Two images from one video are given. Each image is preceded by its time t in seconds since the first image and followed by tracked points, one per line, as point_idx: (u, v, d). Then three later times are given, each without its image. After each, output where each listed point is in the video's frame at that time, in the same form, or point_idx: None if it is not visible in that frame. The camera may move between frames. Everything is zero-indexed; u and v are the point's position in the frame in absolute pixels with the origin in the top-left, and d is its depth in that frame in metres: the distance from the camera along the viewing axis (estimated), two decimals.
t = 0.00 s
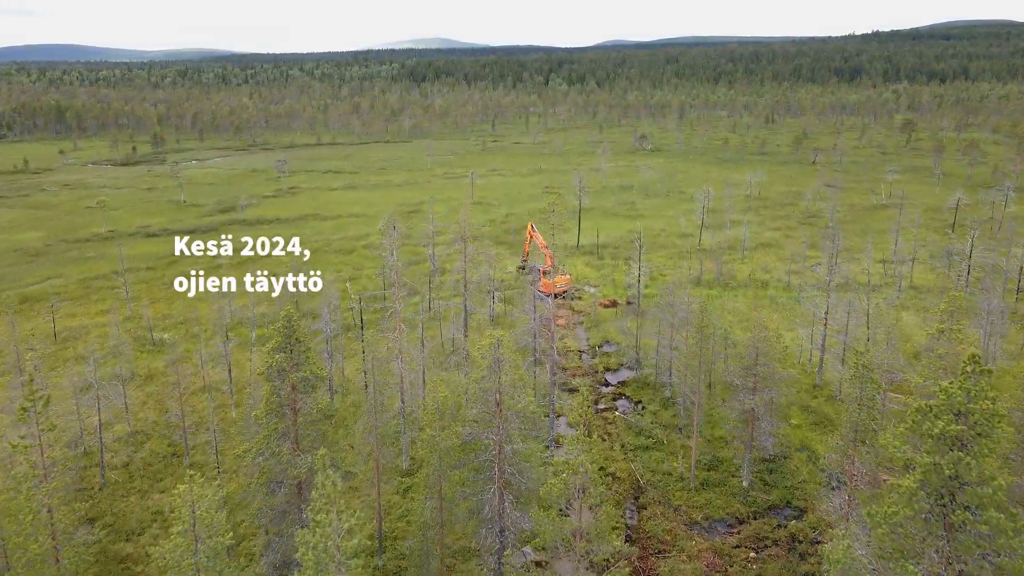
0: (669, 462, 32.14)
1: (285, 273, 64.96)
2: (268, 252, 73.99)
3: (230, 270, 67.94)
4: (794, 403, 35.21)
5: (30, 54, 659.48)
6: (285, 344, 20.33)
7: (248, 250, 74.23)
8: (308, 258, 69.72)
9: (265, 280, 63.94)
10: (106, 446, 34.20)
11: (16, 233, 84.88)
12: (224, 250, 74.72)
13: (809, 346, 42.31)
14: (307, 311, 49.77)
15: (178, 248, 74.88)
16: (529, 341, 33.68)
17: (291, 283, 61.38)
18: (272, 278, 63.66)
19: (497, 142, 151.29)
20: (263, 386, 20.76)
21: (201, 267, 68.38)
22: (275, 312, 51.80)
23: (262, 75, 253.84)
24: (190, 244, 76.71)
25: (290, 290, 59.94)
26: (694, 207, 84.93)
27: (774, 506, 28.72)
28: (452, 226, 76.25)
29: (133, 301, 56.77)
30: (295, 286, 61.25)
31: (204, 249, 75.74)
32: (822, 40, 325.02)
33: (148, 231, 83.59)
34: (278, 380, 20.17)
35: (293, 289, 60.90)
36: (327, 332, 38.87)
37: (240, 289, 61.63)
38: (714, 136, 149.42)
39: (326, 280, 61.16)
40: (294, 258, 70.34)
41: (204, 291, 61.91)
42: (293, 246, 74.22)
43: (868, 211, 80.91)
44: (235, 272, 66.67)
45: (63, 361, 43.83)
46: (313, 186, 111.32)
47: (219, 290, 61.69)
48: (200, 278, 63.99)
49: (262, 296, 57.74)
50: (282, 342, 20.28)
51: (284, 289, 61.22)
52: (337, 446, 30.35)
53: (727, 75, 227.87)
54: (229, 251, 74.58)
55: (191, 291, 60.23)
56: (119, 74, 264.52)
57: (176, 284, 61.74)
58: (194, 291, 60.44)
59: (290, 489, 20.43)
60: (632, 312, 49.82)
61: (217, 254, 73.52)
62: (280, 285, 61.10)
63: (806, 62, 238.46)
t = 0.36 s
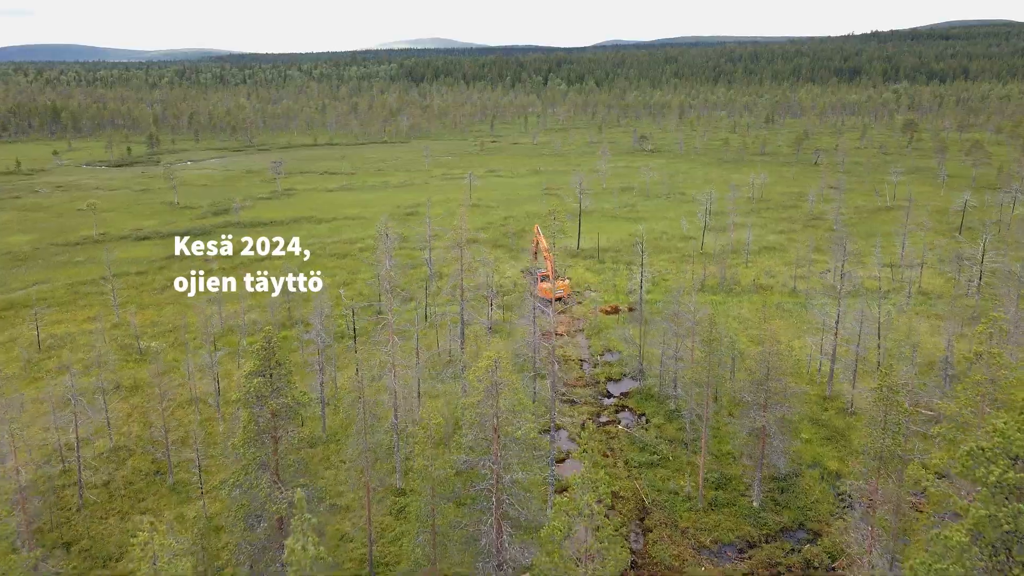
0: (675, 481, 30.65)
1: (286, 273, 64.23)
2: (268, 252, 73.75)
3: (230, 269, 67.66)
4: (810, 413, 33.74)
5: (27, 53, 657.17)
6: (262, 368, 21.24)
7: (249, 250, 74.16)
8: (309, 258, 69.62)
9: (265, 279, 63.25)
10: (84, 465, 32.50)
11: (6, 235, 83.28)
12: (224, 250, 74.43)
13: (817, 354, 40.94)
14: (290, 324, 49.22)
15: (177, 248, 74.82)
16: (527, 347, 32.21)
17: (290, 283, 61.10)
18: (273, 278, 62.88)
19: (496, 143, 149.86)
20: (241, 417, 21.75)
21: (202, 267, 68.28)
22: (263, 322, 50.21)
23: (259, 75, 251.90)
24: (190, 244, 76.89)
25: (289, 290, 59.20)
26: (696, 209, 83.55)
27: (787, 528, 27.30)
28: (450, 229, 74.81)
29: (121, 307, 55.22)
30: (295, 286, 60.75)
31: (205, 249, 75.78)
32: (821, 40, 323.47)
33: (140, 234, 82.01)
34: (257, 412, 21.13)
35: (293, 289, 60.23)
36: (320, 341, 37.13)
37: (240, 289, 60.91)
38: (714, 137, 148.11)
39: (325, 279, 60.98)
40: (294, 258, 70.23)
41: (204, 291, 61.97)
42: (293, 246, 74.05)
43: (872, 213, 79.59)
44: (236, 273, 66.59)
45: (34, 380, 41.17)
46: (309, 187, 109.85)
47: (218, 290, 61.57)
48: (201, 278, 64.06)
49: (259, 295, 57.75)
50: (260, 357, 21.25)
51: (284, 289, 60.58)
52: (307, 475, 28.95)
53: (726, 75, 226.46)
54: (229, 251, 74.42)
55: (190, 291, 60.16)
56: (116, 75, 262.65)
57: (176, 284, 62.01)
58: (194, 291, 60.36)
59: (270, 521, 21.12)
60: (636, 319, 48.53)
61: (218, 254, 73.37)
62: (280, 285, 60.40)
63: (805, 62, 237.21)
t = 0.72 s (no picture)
0: (680, 500, 29.19)
1: (286, 273, 64.31)
2: (268, 252, 73.91)
3: (231, 268, 67.78)
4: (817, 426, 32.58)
5: (25, 53, 655.66)
6: (236, 395, 19.99)
7: (249, 250, 74.41)
8: (309, 258, 69.38)
9: (265, 279, 63.22)
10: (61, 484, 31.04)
11: None
12: (224, 250, 74.52)
13: (826, 363, 39.66)
14: (278, 332, 47.81)
15: (178, 248, 75.04)
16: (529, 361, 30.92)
17: (290, 283, 61.46)
18: (273, 278, 62.88)
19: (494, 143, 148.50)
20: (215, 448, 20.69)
21: (203, 266, 68.40)
22: (251, 329, 48.62)
23: (257, 75, 250.28)
24: (190, 244, 77.04)
25: (290, 291, 59.59)
26: (697, 211, 82.32)
27: (800, 552, 25.93)
28: (447, 233, 73.52)
29: (108, 313, 53.80)
30: (295, 286, 61.14)
31: (205, 249, 75.84)
32: (820, 40, 322.29)
33: (132, 237, 80.57)
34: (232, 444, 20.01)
35: (293, 289, 60.60)
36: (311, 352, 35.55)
37: (239, 289, 61.01)
38: (714, 138, 146.90)
39: (325, 279, 61.33)
40: (294, 258, 70.11)
41: (204, 291, 62.17)
42: (294, 246, 74.09)
43: (877, 215, 78.34)
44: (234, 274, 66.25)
45: (12, 394, 39.53)
46: (306, 189, 108.38)
47: (218, 290, 61.74)
48: (201, 277, 64.34)
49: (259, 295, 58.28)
50: (236, 380, 19.98)
51: (284, 289, 60.92)
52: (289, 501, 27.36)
53: (725, 75, 225.35)
54: (229, 251, 74.61)
55: (190, 291, 60.37)
56: (113, 75, 260.95)
57: (176, 284, 62.26)
58: (194, 292, 60.60)
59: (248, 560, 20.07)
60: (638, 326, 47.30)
61: (218, 254, 73.70)
62: (280, 285, 60.73)
63: (804, 62, 236.07)
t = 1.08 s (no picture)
0: (687, 520, 27.84)
1: (286, 273, 64.21)
2: (268, 252, 73.64)
3: (232, 267, 67.46)
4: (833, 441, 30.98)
5: (24, 54, 654.56)
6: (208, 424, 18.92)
7: (248, 250, 74.21)
8: (309, 258, 68.87)
9: (265, 280, 62.89)
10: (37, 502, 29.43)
11: None
12: (224, 250, 74.24)
13: (836, 373, 38.27)
14: (266, 341, 46.46)
15: (177, 248, 74.60)
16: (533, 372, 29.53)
17: (290, 283, 61.38)
18: (273, 278, 62.64)
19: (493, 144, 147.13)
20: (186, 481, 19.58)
21: (203, 266, 68.09)
22: (238, 336, 47.21)
23: (254, 75, 248.56)
24: (190, 244, 76.64)
25: (290, 291, 59.62)
26: (698, 213, 81.08)
27: None
28: (445, 235, 72.22)
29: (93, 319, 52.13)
30: (296, 286, 61.02)
31: (205, 249, 75.59)
32: (818, 40, 321.27)
33: (123, 239, 79.05)
34: (203, 479, 18.90)
35: (293, 289, 60.52)
36: (300, 362, 34.21)
37: (240, 289, 60.58)
38: (714, 138, 145.67)
39: (325, 279, 61.52)
40: (293, 258, 69.72)
41: (204, 291, 61.68)
42: (293, 246, 73.88)
43: (881, 216, 77.07)
44: (233, 274, 65.73)
45: None
46: (301, 190, 106.95)
47: (219, 290, 61.27)
48: (201, 277, 63.83)
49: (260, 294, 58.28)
50: (211, 405, 18.93)
51: (284, 289, 60.75)
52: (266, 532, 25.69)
53: (725, 75, 224.17)
54: (229, 251, 74.36)
55: (190, 291, 59.84)
56: (109, 74, 259.21)
57: (176, 284, 61.74)
58: (194, 291, 60.05)
59: None
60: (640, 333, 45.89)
61: (218, 254, 73.43)
62: (280, 285, 60.54)
63: (803, 62, 234.98)
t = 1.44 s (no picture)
0: (694, 541, 26.52)
1: (286, 273, 64.11)
2: (268, 252, 73.34)
3: (232, 268, 67.27)
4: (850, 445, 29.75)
5: (22, 53, 652.45)
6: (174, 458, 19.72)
7: (248, 250, 73.98)
8: (309, 259, 68.56)
9: (265, 280, 62.68)
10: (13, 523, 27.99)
11: None
12: (224, 250, 74.15)
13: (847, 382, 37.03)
14: (255, 348, 45.13)
15: (177, 248, 74.40)
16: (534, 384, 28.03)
17: (291, 283, 61.29)
18: (273, 278, 62.48)
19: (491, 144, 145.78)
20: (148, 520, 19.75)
21: (204, 266, 68.03)
22: (226, 344, 45.88)
23: (252, 75, 246.96)
24: (189, 244, 76.56)
25: (291, 290, 59.65)
26: (700, 215, 79.88)
27: None
28: (442, 239, 70.95)
29: (80, 325, 50.76)
30: (296, 286, 60.95)
31: (205, 249, 75.48)
32: (817, 40, 320.01)
33: (115, 242, 77.70)
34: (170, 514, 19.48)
35: (293, 289, 60.41)
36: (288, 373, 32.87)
37: (239, 289, 60.31)
38: (714, 138, 144.41)
39: (326, 279, 61.64)
40: (293, 258, 69.46)
41: (204, 291, 61.38)
42: (293, 246, 73.67)
43: (885, 218, 75.85)
44: (232, 274, 65.27)
45: None
46: (298, 191, 105.55)
47: (218, 290, 60.98)
48: (201, 277, 63.54)
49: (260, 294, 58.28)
50: (176, 435, 19.53)
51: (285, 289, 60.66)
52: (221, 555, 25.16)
53: (724, 75, 222.94)
54: (229, 251, 74.17)
55: (189, 291, 59.47)
56: (106, 74, 257.35)
57: (176, 284, 61.49)
58: (193, 291, 59.75)
59: None
60: (644, 341, 44.64)
61: (218, 254, 73.21)
62: (280, 285, 60.36)
63: (803, 62, 233.72)
